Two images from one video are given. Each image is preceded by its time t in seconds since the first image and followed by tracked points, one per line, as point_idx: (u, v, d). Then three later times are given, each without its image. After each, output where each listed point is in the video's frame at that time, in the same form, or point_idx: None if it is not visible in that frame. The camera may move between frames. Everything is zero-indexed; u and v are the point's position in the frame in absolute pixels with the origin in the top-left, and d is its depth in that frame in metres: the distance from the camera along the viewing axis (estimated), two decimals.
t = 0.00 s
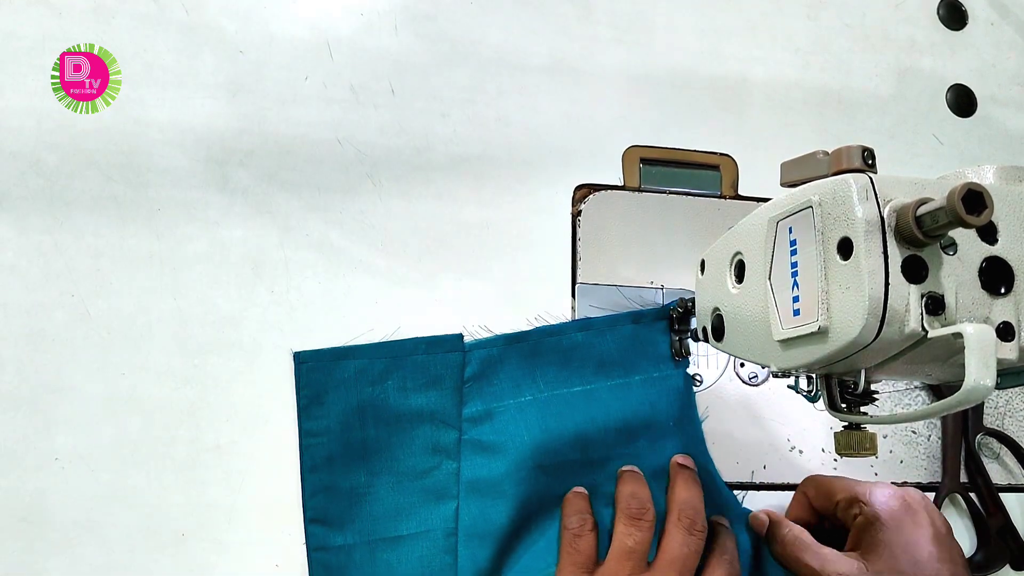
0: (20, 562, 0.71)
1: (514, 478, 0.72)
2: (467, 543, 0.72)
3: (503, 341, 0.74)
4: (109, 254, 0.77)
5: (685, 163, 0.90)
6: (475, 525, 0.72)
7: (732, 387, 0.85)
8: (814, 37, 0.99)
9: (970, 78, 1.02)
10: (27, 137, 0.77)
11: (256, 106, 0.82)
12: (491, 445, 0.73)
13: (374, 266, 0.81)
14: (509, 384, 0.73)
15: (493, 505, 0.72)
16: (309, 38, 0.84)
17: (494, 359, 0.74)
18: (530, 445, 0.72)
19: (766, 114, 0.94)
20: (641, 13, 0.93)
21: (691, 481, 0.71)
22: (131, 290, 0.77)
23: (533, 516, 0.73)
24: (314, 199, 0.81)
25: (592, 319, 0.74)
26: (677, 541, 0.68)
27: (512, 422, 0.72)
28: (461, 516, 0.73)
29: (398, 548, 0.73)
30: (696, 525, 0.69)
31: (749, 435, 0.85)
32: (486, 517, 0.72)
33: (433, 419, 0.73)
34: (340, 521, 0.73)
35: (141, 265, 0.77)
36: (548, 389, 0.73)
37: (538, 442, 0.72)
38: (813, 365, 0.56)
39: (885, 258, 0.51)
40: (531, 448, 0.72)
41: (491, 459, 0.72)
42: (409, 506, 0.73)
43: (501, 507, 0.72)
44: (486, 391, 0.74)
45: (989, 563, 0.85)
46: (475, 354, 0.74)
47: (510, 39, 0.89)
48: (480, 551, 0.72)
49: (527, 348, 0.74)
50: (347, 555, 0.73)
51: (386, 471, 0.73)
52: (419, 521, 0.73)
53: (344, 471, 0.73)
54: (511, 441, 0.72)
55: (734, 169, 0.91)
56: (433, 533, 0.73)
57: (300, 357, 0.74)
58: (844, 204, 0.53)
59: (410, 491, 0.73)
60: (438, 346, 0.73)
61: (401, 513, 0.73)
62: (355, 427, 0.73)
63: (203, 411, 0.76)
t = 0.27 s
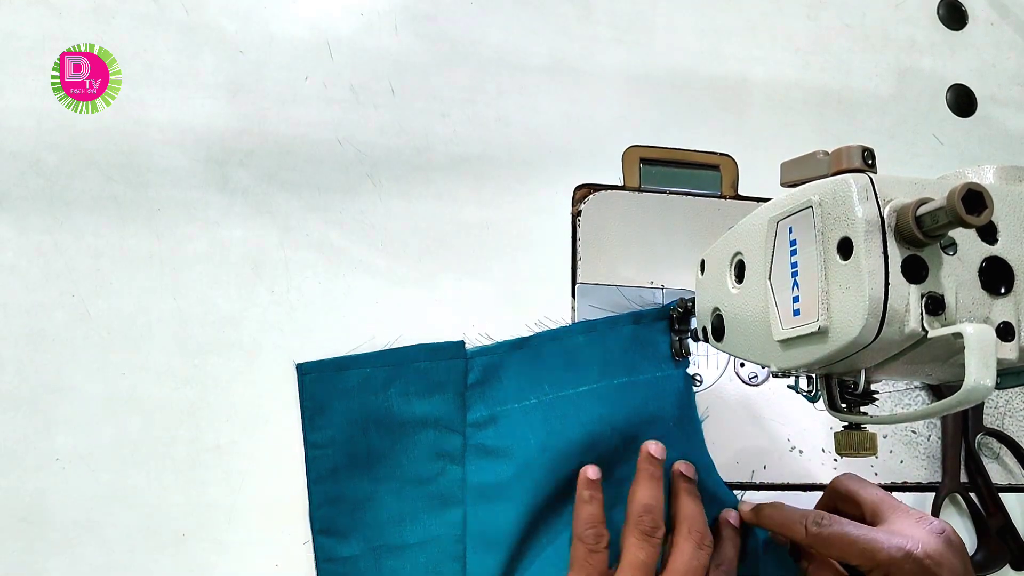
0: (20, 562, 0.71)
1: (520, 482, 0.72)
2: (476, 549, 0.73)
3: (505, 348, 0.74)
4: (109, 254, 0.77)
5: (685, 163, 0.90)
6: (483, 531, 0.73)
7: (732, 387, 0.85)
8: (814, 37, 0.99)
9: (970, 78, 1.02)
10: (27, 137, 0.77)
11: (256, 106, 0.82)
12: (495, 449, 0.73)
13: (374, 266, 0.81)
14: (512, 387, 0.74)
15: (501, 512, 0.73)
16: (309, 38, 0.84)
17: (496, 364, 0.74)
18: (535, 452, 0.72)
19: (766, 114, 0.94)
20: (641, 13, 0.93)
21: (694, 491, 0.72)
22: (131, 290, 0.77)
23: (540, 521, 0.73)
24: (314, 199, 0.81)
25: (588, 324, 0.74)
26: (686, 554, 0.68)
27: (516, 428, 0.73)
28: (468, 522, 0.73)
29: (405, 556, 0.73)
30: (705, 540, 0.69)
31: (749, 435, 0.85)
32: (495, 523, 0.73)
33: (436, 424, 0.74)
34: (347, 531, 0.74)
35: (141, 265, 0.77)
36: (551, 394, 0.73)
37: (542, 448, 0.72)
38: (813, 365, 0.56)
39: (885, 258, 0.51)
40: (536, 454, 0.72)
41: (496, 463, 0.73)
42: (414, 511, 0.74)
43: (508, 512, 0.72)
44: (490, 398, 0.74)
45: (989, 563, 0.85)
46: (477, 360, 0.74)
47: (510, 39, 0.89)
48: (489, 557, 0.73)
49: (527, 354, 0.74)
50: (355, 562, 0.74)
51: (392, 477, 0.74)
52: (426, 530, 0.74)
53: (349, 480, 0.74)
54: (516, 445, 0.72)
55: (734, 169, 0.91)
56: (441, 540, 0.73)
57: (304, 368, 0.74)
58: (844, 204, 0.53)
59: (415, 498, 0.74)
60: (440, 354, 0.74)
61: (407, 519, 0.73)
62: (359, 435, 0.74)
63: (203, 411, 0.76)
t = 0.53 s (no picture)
0: (19, 563, 0.71)
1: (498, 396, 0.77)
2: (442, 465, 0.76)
3: (505, 267, 0.80)
4: (109, 254, 0.77)
5: (685, 163, 0.90)
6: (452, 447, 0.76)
7: (731, 387, 0.85)
8: (814, 37, 0.99)
9: (970, 78, 1.02)
10: (27, 137, 0.77)
11: (256, 106, 0.82)
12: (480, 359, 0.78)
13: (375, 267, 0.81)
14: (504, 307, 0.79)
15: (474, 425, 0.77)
16: (309, 38, 0.84)
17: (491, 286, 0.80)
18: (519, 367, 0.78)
19: (766, 114, 0.94)
20: (641, 14, 0.93)
21: (675, 425, 0.76)
22: (131, 290, 0.77)
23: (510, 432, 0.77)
24: (314, 199, 0.81)
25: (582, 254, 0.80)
26: (644, 478, 0.74)
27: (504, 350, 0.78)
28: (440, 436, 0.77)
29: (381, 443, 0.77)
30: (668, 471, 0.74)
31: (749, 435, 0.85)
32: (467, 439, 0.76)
33: (428, 324, 0.79)
34: (323, 409, 0.77)
35: (141, 265, 0.77)
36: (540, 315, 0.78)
37: (524, 365, 0.78)
38: (812, 365, 0.56)
39: (886, 258, 0.51)
40: (517, 368, 0.78)
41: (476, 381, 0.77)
42: (398, 359, 0.79)
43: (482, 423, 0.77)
44: (483, 305, 0.80)
45: (989, 563, 0.85)
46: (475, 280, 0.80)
47: (510, 39, 0.89)
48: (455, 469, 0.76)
49: (529, 274, 0.80)
50: (321, 470, 0.76)
51: (377, 369, 0.79)
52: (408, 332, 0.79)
53: (336, 364, 0.78)
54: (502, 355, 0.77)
55: (734, 169, 0.91)
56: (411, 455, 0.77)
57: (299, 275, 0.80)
58: (843, 204, 0.53)
59: (400, 389, 0.79)
60: (439, 260, 0.80)
61: (387, 411, 0.78)
62: (354, 327, 0.78)
63: (203, 411, 0.76)
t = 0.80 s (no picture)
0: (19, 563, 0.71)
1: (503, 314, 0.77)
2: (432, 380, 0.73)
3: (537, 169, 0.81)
4: (109, 254, 0.77)
5: (684, 162, 0.90)
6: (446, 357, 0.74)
7: (731, 387, 0.85)
8: (814, 37, 0.99)
9: (970, 78, 1.02)
10: (26, 137, 0.77)
11: (256, 106, 0.82)
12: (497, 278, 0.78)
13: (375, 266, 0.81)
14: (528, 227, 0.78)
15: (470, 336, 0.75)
16: (309, 38, 0.84)
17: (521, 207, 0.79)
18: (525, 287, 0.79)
19: (766, 114, 0.94)
20: (641, 13, 0.93)
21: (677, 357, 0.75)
22: (131, 290, 0.77)
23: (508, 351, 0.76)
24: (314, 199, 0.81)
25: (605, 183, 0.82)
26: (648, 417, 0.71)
27: (517, 267, 0.78)
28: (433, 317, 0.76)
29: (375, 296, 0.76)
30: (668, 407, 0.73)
31: (750, 436, 0.85)
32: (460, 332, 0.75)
33: (448, 202, 0.79)
34: (332, 242, 0.76)
35: (142, 264, 0.77)
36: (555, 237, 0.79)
37: (526, 291, 0.79)
38: (812, 365, 0.56)
39: (885, 258, 0.51)
40: (523, 288, 0.79)
41: (482, 296, 0.77)
42: (403, 262, 0.77)
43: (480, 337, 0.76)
44: (510, 204, 0.80)
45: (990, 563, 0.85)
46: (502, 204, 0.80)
47: (510, 39, 0.89)
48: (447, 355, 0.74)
49: (557, 187, 0.81)
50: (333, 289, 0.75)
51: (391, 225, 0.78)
52: (412, 251, 0.77)
53: (355, 212, 0.77)
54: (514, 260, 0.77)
55: (734, 169, 0.91)
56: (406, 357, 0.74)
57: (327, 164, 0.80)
58: (844, 204, 0.53)
59: (408, 251, 0.77)
60: (471, 151, 0.79)
61: (392, 265, 0.77)
62: (379, 183, 0.78)
63: (204, 410, 0.76)
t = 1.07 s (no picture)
0: (19, 563, 0.71)
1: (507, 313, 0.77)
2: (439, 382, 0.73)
3: (539, 168, 0.81)
4: (109, 253, 0.77)
5: (684, 162, 0.90)
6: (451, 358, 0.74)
7: (731, 387, 0.85)
8: (814, 37, 0.99)
9: (970, 78, 1.02)
10: (26, 137, 0.77)
11: (256, 106, 0.82)
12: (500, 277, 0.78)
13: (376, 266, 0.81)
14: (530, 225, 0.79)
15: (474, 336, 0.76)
16: (309, 38, 0.84)
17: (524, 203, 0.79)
18: (528, 287, 0.79)
19: (766, 114, 0.94)
20: (641, 13, 0.93)
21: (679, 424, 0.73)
22: (132, 290, 0.77)
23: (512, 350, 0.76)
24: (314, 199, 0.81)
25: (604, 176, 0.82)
26: (687, 465, 0.67)
27: (519, 266, 0.78)
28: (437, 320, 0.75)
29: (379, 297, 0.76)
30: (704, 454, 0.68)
31: (750, 435, 0.85)
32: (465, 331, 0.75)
33: (450, 202, 0.79)
34: (335, 253, 0.76)
35: (142, 264, 0.77)
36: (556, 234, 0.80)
37: (529, 291, 0.79)
38: (812, 365, 0.56)
39: (885, 258, 0.51)
40: (526, 287, 0.79)
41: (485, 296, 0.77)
42: (406, 265, 0.77)
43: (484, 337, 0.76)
44: (513, 200, 0.79)
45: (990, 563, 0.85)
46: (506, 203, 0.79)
47: (510, 39, 0.89)
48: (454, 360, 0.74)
49: (560, 185, 0.81)
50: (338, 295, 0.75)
51: (394, 229, 0.78)
52: (416, 251, 0.77)
53: (357, 218, 0.77)
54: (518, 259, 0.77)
55: (734, 169, 0.91)
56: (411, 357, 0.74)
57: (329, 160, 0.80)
58: (844, 204, 0.53)
59: (411, 252, 0.77)
60: (473, 152, 0.79)
61: (395, 265, 0.77)
62: (381, 186, 0.78)
63: (204, 410, 0.76)
